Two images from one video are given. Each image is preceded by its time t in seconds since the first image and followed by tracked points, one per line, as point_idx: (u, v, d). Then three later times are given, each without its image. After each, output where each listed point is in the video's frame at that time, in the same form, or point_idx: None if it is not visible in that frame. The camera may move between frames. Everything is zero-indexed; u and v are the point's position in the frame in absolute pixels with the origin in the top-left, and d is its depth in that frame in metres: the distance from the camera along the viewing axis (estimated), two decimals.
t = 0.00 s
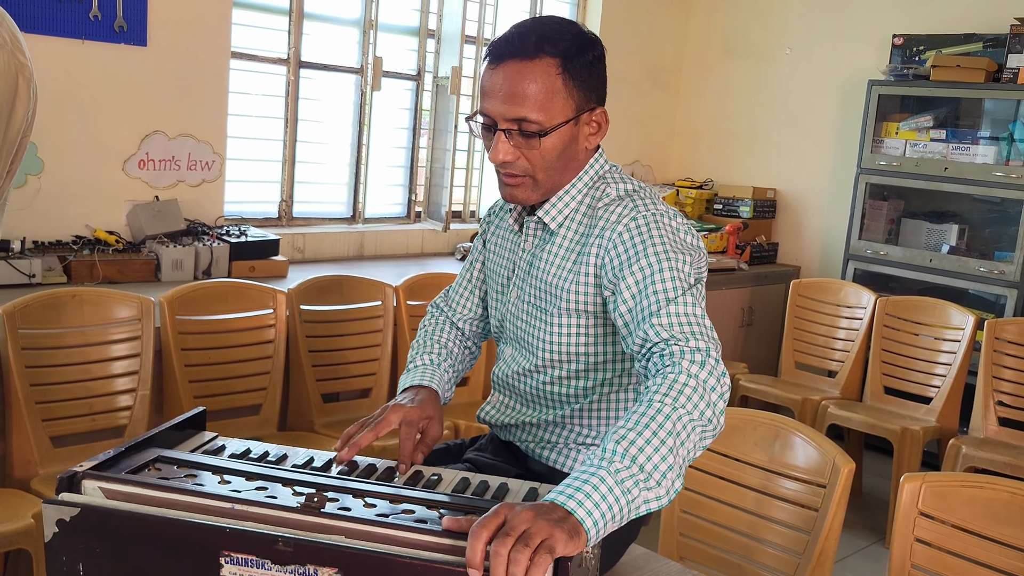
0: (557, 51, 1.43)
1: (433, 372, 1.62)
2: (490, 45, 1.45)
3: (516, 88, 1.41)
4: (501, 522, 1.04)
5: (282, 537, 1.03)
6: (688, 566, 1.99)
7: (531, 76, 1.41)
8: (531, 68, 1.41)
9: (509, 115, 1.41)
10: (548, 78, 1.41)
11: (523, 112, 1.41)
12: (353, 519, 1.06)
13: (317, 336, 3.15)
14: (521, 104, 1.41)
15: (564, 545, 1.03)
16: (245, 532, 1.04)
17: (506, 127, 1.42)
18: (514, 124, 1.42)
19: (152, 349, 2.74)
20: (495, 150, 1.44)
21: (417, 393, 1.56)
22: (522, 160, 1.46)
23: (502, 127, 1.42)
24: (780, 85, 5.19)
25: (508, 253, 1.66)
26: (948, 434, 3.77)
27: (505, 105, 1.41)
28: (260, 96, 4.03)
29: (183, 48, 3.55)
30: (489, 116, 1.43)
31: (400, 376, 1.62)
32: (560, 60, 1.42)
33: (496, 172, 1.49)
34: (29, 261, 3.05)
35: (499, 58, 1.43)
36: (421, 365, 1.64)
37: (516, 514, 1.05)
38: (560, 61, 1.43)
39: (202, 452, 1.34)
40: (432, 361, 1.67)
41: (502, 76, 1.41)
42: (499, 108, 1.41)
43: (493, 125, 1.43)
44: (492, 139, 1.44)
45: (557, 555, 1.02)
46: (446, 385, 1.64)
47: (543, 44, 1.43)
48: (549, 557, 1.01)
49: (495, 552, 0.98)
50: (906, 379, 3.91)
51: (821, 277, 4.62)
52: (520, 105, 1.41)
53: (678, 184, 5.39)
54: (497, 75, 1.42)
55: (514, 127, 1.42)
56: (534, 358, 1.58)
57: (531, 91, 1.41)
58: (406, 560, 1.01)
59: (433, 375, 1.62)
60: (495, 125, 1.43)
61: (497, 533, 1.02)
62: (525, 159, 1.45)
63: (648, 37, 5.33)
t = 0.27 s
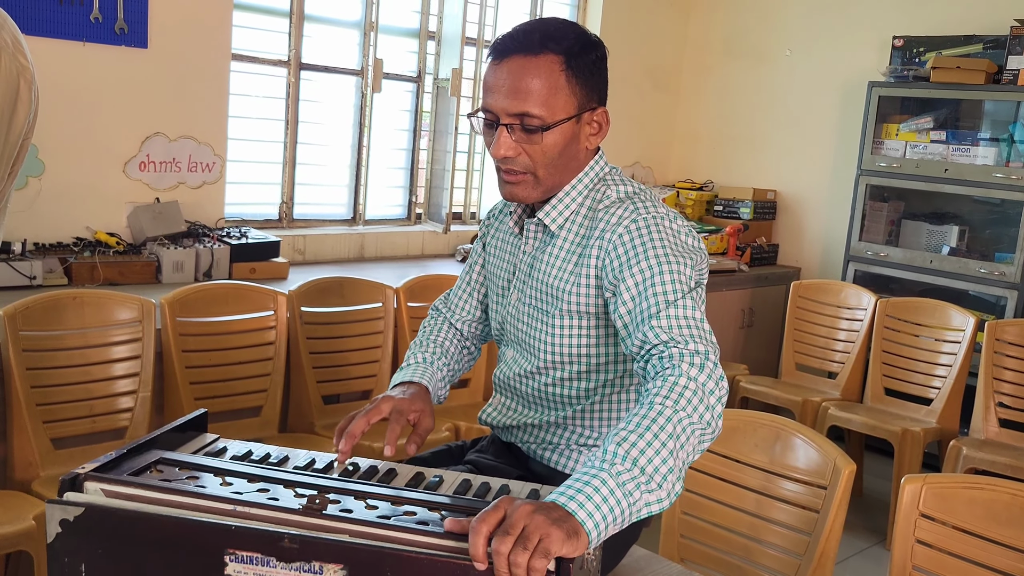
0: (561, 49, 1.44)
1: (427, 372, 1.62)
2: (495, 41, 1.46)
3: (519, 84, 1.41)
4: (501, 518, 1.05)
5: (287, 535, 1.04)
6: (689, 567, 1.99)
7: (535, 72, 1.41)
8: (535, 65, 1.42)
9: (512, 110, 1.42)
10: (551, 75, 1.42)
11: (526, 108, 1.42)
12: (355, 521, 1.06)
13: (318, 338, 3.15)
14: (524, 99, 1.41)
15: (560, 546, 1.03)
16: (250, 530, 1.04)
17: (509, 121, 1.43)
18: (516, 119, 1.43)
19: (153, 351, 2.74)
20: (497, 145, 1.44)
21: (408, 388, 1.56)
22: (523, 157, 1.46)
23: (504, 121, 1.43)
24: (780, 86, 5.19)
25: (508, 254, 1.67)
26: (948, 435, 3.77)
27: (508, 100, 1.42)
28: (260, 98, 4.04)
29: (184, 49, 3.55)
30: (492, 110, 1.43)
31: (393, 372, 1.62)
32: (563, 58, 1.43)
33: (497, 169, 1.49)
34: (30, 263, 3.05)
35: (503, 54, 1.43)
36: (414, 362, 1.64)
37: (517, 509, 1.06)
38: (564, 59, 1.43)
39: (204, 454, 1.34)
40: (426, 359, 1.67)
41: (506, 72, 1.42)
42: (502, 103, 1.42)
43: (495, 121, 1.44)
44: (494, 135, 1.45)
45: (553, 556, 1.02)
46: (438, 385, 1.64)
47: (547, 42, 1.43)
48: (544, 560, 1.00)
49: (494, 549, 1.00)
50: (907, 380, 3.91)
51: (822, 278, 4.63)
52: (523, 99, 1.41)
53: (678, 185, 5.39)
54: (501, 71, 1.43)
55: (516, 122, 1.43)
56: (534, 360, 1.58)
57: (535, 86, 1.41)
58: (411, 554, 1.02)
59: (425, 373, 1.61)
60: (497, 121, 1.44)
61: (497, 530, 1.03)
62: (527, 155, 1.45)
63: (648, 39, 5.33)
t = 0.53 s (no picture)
0: (558, 52, 1.44)
1: (425, 376, 1.62)
2: (492, 45, 1.46)
3: (516, 88, 1.41)
4: (503, 527, 1.04)
5: (278, 550, 1.03)
6: (689, 569, 1.99)
7: (532, 76, 1.41)
8: (531, 68, 1.42)
9: (510, 113, 1.42)
10: (548, 77, 1.42)
11: (524, 111, 1.42)
12: (356, 523, 1.06)
13: (318, 340, 3.15)
14: (522, 101, 1.41)
15: (563, 553, 1.03)
16: (240, 544, 1.04)
17: (507, 125, 1.43)
18: (514, 122, 1.42)
19: (154, 353, 2.74)
20: (495, 148, 1.44)
21: (404, 397, 1.55)
22: (521, 160, 1.46)
23: (502, 125, 1.43)
24: (780, 88, 5.19)
25: (507, 257, 1.67)
26: (949, 437, 3.77)
27: (505, 104, 1.42)
28: (261, 99, 4.04)
29: (185, 51, 3.56)
30: (489, 114, 1.43)
31: (388, 379, 1.62)
32: (560, 60, 1.43)
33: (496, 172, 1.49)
34: (31, 265, 3.05)
35: (499, 58, 1.43)
36: (412, 369, 1.63)
37: (518, 518, 1.05)
38: (561, 61, 1.43)
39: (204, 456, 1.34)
40: (424, 359, 1.67)
41: (503, 76, 1.42)
42: (499, 107, 1.42)
43: (493, 125, 1.44)
44: (492, 139, 1.45)
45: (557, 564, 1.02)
46: (436, 392, 1.64)
47: (544, 45, 1.44)
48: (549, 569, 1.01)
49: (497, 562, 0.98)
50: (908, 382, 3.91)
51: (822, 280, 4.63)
52: (520, 102, 1.41)
53: (678, 187, 5.39)
54: (497, 74, 1.43)
55: (514, 125, 1.43)
56: (533, 362, 1.58)
57: (532, 89, 1.41)
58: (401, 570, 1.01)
59: (422, 379, 1.61)
60: (495, 125, 1.44)
61: (499, 540, 1.02)
62: (525, 158, 1.46)
63: (648, 40, 5.34)
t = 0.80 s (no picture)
0: (563, 49, 1.44)
1: (428, 371, 1.62)
2: (497, 41, 1.46)
3: (522, 84, 1.42)
4: (503, 522, 1.05)
5: (291, 535, 1.04)
6: (691, 569, 1.99)
7: (538, 73, 1.42)
8: (536, 65, 1.42)
9: (515, 110, 1.42)
10: (554, 74, 1.42)
11: (529, 108, 1.42)
12: (358, 522, 1.07)
13: (320, 340, 3.16)
14: (528, 98, 1.42)
15: (564, 547, 1.04)
16: (254, 530, 1.05)
17: (513, 122, 1.43)
18: (520, 119, 1.43)
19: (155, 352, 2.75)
20: (501, 145, 1.44)
21: (405, 391, 1.55)
22: (526, 157, 1.46)
23: (507, 122, 1.43)
24: (781, 88, 5.19)
25: (510, 256, 1.67)
26: (950, 437, 3.77)
27: (511, 101, 1.42)
28: (262, 100, 4.05)
29: (186, 51, 3.56)
30: (495, 111, 1.43)
31: (392, 373, 1.62)
32: (566, 57, 1.43)
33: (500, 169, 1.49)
34: (33, 264, 3.05)
35: (505, 55, 1.43)
36: (415, 363, 1.64)
37: (518, 512, 1.06)
38: (566, 59, 1.44)
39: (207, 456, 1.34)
40: (427, 356, 1.67)
41: (509, 72, 1.42)
42: (505, 104, 1.42)
43: (498, 122, 1.44)
44: (498, 136, 1.45)
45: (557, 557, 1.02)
46: (438, 387, 1.64)
47: (549, 42, 1.44)
48: (549, 560, 1.00)
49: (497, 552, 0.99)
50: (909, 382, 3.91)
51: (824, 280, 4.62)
52: (525, 99, 1.42)
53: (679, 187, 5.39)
54: (503, 71, 1.43)
55: (519, 122, 1.43)
56: (536, 362, 1.58)
57: (537, 86, 1.42)
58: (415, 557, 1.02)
59: (425, 374, 1.61)
60: (501, 122, 1.44)
61: (499, 533, 1.03)
62: (530, 155, 1.46)
63: (649, 41, 5.34)
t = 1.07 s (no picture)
0: (570, 46, 1.46)
1: (432, 374, 1.62)
2: (504, 39, 1.47)
3: (531, 80, 1.43)
4: (505, 517, 1.05)
5: (291, 537, 1.04)
6: (691, 570, 1.99)
7: (547, 68, 1.43)
8: (545, 61, 1.43)
9: (525, 105, 1.43)
10: (562, 70, 1.44)
11: (539, 103, 1.43)
12: (359, 523, 1.07)
13: (320, 340, 3.15)
14: (537, 93, 1.43)
15: (564, 546, 1.03)
16: (254, 532, 1.04)
17: (522, 117, 1.44)
18: (530, 114, 1.44)
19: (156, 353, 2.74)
20: (510, 141, 1.45)
21: (415, 395, 1.55)
22: (535, 154, 1.46)
23: (517, 117, 1.44)
24: (782, 88, 5.19)
25: (512, 257, 1.67)
26: (950, 438, 3.77)
27: (521, 96, 1.43)
28: (263, 100, 4.05)
29: (186, 52, 3.56)
30: (504, 107, 1.44)
31: (397, 377, 1.62)
32: (573, 55, 1.45)
33: (507, 167, 1.49)
34: (33, 265, 3.05)
35: (513, 51, 1.45)
36: (419, 367, 1.63)
37: (521, 510, 1.05)
38: (574, 56, 1.45)
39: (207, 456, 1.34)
40: (430, 357, 1.67)
41: (518, 68, 1.44)
42: (514, 99, 1.43)
43: (507, 118, 1.45)
44: (506, 132, 1.45)
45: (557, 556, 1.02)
46: (444, 390, 1.63)
47: (557, 39, 1.45)
48: (547, 560, 1.00)
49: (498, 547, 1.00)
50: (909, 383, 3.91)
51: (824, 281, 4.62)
52: (535, 94, 1.43)
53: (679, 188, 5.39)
54: (511, 67, 1.44)
55: (529, 118, 1.44)
56: (538, 364, 1.58)
57: (546, 81, 1.43)
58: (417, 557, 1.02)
59: (429, 376, 1.61)
60: (510, 117, 1.44)
61: (501, 530, 1.03)
62: (539, 152, 1.46)
63: (650, 41, 5.34)
